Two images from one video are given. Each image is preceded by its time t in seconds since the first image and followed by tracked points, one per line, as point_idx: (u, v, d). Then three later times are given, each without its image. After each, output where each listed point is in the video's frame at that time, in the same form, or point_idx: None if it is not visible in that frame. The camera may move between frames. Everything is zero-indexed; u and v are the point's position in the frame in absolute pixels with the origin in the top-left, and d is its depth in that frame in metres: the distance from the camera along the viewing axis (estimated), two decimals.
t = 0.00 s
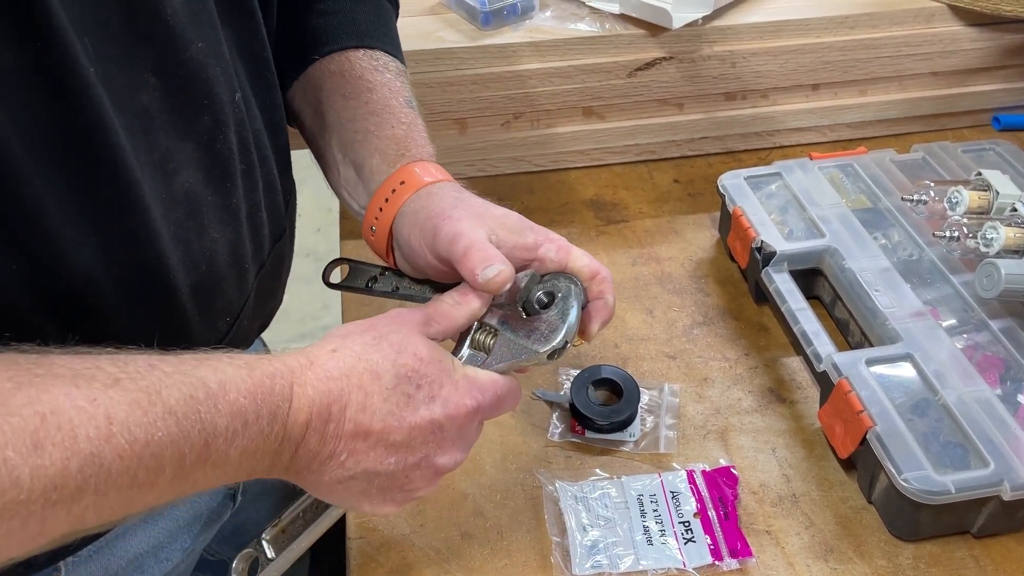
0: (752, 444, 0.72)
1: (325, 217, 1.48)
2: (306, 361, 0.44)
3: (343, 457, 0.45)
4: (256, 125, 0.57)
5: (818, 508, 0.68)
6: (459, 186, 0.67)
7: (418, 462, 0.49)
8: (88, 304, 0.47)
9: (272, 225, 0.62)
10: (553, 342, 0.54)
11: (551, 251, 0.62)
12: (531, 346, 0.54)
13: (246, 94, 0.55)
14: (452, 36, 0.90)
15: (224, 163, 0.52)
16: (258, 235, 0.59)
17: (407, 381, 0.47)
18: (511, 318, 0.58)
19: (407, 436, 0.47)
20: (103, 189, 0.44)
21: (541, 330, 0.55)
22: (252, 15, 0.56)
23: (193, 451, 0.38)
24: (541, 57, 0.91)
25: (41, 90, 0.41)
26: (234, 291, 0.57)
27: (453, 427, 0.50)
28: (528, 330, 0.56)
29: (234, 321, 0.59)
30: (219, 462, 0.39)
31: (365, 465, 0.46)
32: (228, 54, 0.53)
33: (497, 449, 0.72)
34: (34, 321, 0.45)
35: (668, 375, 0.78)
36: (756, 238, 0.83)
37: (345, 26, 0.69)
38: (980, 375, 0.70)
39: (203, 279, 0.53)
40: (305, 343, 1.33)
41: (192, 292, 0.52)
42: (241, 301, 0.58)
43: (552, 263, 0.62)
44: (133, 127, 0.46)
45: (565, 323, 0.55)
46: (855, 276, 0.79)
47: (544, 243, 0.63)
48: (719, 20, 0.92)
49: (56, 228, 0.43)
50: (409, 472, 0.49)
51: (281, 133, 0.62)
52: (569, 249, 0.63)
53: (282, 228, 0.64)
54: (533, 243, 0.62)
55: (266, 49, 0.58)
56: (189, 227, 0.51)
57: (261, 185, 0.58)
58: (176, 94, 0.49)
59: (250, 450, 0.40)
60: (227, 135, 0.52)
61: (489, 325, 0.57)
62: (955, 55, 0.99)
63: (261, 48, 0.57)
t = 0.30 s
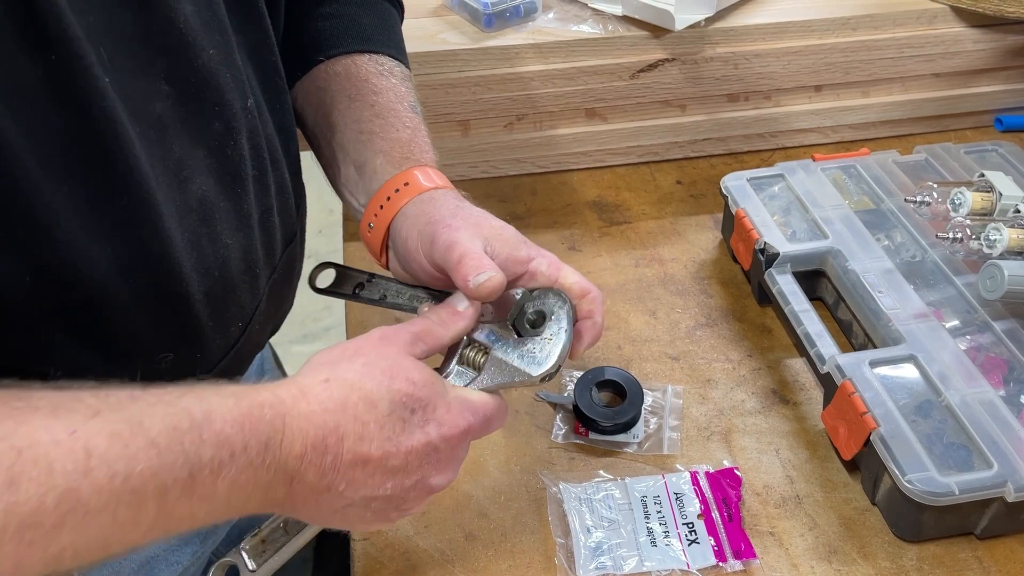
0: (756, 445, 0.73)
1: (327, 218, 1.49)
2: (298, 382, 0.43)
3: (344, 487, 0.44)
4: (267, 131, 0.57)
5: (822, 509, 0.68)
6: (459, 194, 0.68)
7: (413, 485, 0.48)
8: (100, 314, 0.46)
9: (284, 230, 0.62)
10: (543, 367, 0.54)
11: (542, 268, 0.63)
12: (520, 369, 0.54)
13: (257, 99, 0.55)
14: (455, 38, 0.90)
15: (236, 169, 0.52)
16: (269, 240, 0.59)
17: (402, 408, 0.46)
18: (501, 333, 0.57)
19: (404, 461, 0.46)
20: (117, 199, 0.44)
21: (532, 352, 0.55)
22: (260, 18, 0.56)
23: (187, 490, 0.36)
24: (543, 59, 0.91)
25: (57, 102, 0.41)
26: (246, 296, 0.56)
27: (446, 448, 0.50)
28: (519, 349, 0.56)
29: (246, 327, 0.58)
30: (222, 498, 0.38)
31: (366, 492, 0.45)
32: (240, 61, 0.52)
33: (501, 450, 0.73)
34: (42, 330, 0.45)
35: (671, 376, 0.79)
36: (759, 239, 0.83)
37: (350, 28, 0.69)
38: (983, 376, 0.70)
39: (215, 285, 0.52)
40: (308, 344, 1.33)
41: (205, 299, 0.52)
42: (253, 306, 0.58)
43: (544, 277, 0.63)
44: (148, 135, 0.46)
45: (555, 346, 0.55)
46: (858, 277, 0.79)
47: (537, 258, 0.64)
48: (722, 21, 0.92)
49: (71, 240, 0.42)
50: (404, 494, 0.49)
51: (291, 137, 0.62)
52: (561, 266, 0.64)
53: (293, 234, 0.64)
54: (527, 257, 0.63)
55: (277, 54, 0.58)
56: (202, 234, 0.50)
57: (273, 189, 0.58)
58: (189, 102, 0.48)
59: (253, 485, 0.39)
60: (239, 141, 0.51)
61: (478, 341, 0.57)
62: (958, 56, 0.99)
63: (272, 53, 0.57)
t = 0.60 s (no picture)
0: (758, 445, 0.73)
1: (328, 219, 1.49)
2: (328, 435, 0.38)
3: (382, 567, 0.36)
4: (272, 131, 0.56)
5: (825, 509, 0.68)
6: (532, 174, 0.68)
7: (460, 550, 0.40)
8: (110, 318, 0.45)
9: (292, 232, 0.62)
10: (563, 395, 0.48)
11: (596, 256, 0.62)
12: (541, 404, 0.48)
13: (264, 100, 0.55)
14: (458, 39, 0.91)
15: (242, 170, 0.51)
16: (278, 242, 0.58)
17: (424, 459, 0.38)
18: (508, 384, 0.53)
19: (442, 519, 0.38)
20: (123, 204, 0.43)
21: (547, 386, 0.50)
22: (266, 21, 0.56)
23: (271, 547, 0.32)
24: (546, 59, 0.91)
25: (61, 107, 0.40)
26: (256, 298, 0.55)
27: (485, 500, 0.41)
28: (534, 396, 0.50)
29: (255, 329, 0.57)
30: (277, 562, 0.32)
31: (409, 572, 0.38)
32: (244, 61, 0.52)
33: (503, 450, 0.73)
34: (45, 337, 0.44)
35: (674, 376, 0.79)
36: (761, 240, 0.83)
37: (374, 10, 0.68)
38: (987, 376, 0.70)
39: (227, 287, 0.50)
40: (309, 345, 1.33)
41: (217, 302, 0.50)
42: (263, 308, 0.57)
43: (600, 264, 0.62)
44: (154, 137, 0.45)
45: (572, 368, 0.51)
46: (860, 277, 0.79)
47: (594, 245, 0.63)
48: (724, 22, 0.93)
49: (76, 247, 0.41)
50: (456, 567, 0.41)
51: (299, 141, 0.62)
52: (619, 257, 0.63)
53: (301, 236, 0.63)
54: (584, 244, 0.63)
55: (282, 55, 0.58)
56: (212, 237, 0.48)
57: (280, 191, 0.58)
58: (194, 103, 0.47)
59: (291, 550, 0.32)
60: (244, 142, 0.51)
61: (486, 403, 0.51)
62: (960, 56, 0.99)
63: (278, 55, 0.57)
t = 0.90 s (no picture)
0: (759, 445, 0.72)
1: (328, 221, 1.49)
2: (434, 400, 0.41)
3: (540, 491, 0.38)
4: (266, 131, 0.55)
5: (826, 509, 0.67)
6: (542, 169, 0.65)
7: (594, 467, 0.42)
8: (107, 323, 0.45)
9: (288, 233, 0.61)
10: (588, 340, 0.53)
11: (569, 275, 0.61)
12: (574, 352, 0.52)
13: (256, 101, 0.55)
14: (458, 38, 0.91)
15: (234, 172, 0.50)
16: (272, 243, 0.57)
17: (518, 395, 0.41)
18: (522, 357, 0.52)
19: (565, 438, 0.41)
20: (114, 209, 0.42)
21: (562, 334, 0.53)
22: (259, 19, 0.55)
23: (430, 477, 0.34)
24: (546, 59, 0.91)
25: (49, 110, 0.39)
26: (251, 301, 0.55)
27: (587, 418, 0.44)
28: (554, 345, 0.52)
29: (252, 331, 0.57)
30: (444, 491, 0.34)
31: (563, 497, 0.39)
32: (235, 60, 0.51)
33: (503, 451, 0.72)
34: (47, 343, 0.43)
35: (675, 376, 0.78)
36: (762, 239, 0.83)
37: None
38: (988, 376, 0.70)
39: (219, 289, 0.50)
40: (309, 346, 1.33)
41: (208, 304, 0.50)
42: (258, 310, 0.57)
43: (569, 283, 0.61)
44: (144, 141, 0.44)
45: (576, 315, 0.55)
46: (862, 277, 0.79)
47: (569, 262, 0.61)
48: (724, 21, 0.93)
49: (72, 254, 0.41)
50: (598, 493, 0.42)
51: (293, 139, 0.62)
52: (593, 279, 0.61)
53: (296, 237, 0.63)
54: (556, 259, 0.61)
55: (275, 54, 0.57)
56: (204, 240, 0.48)
57: (274, 192, 0.57)
58: (185, 105, 0.47)
59: (452, 480, 0.34)
60: (236, 144, 0.50)
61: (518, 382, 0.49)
62: (961, 55, 0.99)
63: (271, 54, 0.57)
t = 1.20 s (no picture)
0: (758, 446, 0.72)
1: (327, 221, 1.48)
2: (449, 386, 0.41)
3: (566, 464, 0.39)
4: (264, 133, 0.55)
5: (825, 510, 0.67)
6: (543, 171, 0.65)
7: (608, 441, 0.43)
8: (110, 326, 0.45)
9: (287, 234, 0.61)
10: (576, 322, 0.53)
11: (557, 281, 0.60)
12: (564, 335, 0.52)
13: (254, 102, 0.54)
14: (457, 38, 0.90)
15: (233, 173, 0.50)
16: (272, 244, 0.57)
17: (528, 378, 0.42)
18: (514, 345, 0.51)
19: (580, 414, 0.42)
20: (114, 212, 0.42)
21: (549, 322, 0.53)
22: (257, 19, 0.55)
23: (462, 453, 0.35)
24: (544, 59, 0.91)
25: (48, 113, 0.39)
26: (251, 303, 0.55)
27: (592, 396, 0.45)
28: (543, 334, 0.52)
29: (253, 333, 0.57)
30: (479, 467, 0.35)
31: (586, 469, 0.40)
32: (232, 61, 0.51)
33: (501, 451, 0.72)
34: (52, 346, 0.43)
35: (674, 377, 0.78)
36: (761, 240, 0.83)
37: None
38: (987, 376, 0.70)
39: (219, 291, 0.50)
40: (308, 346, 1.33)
41: (209, 306, 0.50)
42: (258, 312, 0.56)
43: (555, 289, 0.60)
44: (143, 143, 0.44)
45: (560, 302, 0.55)
46: (860, 277, 0.79)
47: (557, 269, 0.61)
48: (723, 21, 0.92)
49: (73, 257, 0.40)
50: (616, 463, 0.44)
51: (291, 139, 0.61)
52: (580, 288, 0.61)
53: (296, 238, 0.63)
54: (545, 264, 0.61)
55: (272, 55, 0.57)
56: (204, 241, 0.48)
57: (273, 193, 0.57)
58: (182, 107, 0.46)
59: (484, 456, 0.35)
60: (234, 145, 0.50)
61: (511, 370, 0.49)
62: (960, 55, 0.99)
63: (267, 55, 0.57)
